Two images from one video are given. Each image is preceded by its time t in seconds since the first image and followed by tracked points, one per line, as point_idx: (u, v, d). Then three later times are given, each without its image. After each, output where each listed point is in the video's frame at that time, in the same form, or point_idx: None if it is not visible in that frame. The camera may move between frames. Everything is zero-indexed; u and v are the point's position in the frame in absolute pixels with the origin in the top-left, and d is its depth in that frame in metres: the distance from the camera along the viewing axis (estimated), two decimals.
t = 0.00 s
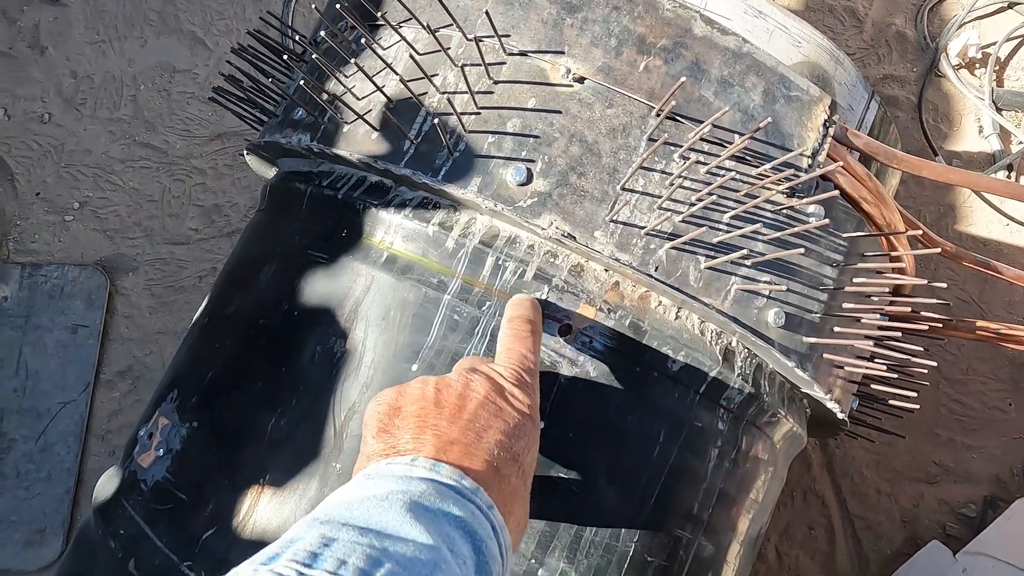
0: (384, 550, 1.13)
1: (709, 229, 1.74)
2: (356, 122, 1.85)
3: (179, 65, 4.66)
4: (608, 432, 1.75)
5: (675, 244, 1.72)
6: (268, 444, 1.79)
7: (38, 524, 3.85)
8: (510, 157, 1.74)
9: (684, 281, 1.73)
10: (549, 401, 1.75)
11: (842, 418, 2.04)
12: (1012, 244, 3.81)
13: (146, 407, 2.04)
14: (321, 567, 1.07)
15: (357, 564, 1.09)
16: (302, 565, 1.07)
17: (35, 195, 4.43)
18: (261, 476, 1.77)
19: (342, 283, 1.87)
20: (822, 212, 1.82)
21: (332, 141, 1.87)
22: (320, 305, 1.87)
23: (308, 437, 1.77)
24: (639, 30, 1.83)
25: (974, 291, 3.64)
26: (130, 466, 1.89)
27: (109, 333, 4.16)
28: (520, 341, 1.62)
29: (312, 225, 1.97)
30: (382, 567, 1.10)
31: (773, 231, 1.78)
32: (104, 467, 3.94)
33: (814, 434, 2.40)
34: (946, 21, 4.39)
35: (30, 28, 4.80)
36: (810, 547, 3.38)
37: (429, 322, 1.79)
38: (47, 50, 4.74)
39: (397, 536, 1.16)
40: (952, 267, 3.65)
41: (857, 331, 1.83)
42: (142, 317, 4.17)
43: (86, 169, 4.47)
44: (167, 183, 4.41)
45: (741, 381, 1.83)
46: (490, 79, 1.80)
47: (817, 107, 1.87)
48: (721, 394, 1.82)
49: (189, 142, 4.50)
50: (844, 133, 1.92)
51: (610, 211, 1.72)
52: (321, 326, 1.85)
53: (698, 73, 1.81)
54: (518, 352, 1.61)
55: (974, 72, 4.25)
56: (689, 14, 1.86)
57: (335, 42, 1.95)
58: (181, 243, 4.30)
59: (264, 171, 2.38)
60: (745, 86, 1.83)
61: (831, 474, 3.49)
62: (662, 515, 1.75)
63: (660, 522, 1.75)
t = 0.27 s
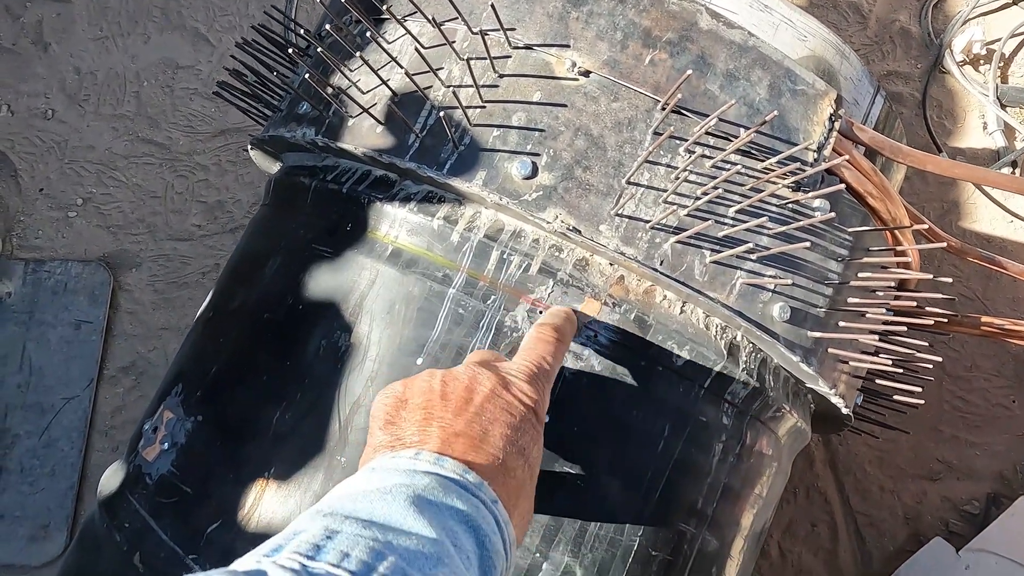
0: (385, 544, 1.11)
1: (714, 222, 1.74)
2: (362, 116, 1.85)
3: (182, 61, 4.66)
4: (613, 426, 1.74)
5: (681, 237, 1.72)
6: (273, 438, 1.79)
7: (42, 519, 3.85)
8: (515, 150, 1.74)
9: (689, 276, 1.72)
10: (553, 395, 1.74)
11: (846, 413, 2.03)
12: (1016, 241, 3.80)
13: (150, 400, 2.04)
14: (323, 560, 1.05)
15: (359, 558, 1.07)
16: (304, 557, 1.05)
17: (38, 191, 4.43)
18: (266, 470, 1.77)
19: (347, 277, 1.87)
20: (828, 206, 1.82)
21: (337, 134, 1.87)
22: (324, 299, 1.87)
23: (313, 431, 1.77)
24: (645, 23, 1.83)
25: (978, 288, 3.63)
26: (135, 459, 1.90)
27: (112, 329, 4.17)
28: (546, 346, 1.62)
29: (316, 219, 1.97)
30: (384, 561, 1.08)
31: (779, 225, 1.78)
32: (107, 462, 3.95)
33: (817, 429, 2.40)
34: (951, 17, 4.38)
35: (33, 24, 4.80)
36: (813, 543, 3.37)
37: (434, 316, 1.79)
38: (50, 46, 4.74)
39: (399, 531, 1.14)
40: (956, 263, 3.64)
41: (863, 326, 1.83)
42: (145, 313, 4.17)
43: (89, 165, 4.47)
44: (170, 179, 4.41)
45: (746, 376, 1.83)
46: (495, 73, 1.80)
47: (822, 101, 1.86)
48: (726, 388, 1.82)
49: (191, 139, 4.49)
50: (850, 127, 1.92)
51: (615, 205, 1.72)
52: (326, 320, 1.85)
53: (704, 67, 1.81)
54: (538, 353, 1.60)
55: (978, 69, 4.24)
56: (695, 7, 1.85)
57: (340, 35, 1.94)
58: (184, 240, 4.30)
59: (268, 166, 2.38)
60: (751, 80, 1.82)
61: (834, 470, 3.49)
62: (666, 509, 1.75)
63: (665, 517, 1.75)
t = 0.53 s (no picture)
0: (373, 540, 1.12)
1: (719, 217, 1.75)
2: (367, 111, 1.86)
3: (186, 58, 4.66)
4: (617, 420, 1.75)
5: (685, 232, 1.73)
6: (279, 431, 1.80)
7: (46, 514, 3.86)
8: (520, 145, 1.75)
9: (693, 270, 1.73)
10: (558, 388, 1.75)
11: (849, 408, 2.04)
12: (1019, 239, 3.80)
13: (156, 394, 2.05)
14: (312, 557, 1.07)
15: (348, 553, 1.09)
16: (294, 556, 1.08)
17: (42, 188, 4.44)
18: (271, 463, 1.78)
19: (352, 271, 1.88)
20: (832, 201, 1.82)
21: (342, 129, 1.87)
22: (330, 293, 1.88)
23: (318, 424, 1.78)
24: (649, 18, 1.83)
25: (981, 285, 3.63)
26: (141, 453, 1.90)
27: (116, 325, 4.17)
28: (521, 334, 1.60)
29: (321, 214, 1.98)
30: (373, 556, 1.10)
31: (783, 220, 1.78)
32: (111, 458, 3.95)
33: (821, 426, 2.40)
34: (954, 15, 4.38)
35: (37, 21, 4.81)
36: (815, 540, 3.38)
37: (439, 310, 1.80)
38: (54, 43, 4.75)
39: (387, 525, 1.15)
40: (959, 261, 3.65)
41: (867, 321, 1.83)
42: (149, 310, 4.18)
43: (93, 161, 4.48)
44: (174, 175, 4.42)
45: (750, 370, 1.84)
46: (500, 68, 1.80)
47: (827, 97, 1.86)
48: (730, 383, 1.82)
49: (195, 135, 4.50)
50: (854, 123, 1.92)
51: (620, 200, 1.73)
52: (331, 314, 1.86)
53: (708, 62, 1.81)
54: (516, 342, 1.59)
55: (982, 67, 4.24)
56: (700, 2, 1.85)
57: (346, 31, 1.95)
58: (188, 236, 4.30)
59: (272, 161, 2.38)
60: (755, 75, 1.83)
61: (836, 467, 3.49)
62: (670, 503, 1.76)
63: (669, 510, 1.76)
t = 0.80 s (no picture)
0: (374, 513, 1.10)
1: (724, 213, 1.76)
2: (374, 107, 1.88)
3: (190, 57, 4.66)
4: (623, 414, 1.77)
5: (690, 228, 1.74)
6: (287, 425, 1.81)
7: (51, 510, 3.87)
8: (527, 141, 1.77)
9: (698, 266, 1.75)
10: (564, 383, 1.77)
11: (852, 404, 2.05)
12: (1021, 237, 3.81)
13: (165, 389, 2.06)
14: (312, 530, 1.05)
15: (349, 526, 1.07)
16: (292, 528, 1.06)
17: (47, 185, 4.44)
18: (279, 457, 1.80)
19: (360, 267, 1.89)
20: (836, 198, 1.84)
21: (350, 126, 1.89)
22: (337, 288, 1.89)
23: (326, 418, 1.80)
24: (655, 16, 1.85)
25: (983, 283, 3.64)
26: (150, 447, 1.92)
27: (120, 322, 4.18)
28: (522, 324, 1.63)
29: (328, 211, 2.00)
30: (374, 529, 1.08)
31: (787, 217, 1.80)
32: (116, 454, 3.95)
33: (824, 421, 2.42)
34: (956, 14, 4.39)
35: (41, 19, 4.83)
36: (817, 536, 3.39)
37: (446, 305, 1.81)
38: (58, 41, 4.76)
39: (388, 499, 1.13)
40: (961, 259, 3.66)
41: (870, 317, 1.84)
42: (152, 307, 4.18)
43: (97, 159, 4.49)
44: (178, 173, 4.42)
45: (754, 365, 1.85)
46: (507, 65, 1.82)
47: (831, 94, 1.88)
48: (734, 378, 1.84)
49: (199, 133, 4.50)
50: (858, 120, 1.94)
51: (625, 196, 1.74)
52: (338, 309, 1.87)
53: (713, 59, 1.83)
54: (516, 332, 1.61)
55: (984, 65, 4.25)
56: None
57: (354, 28, 1.97)
58: (191, 234, 4.30)
59: (279, 159, 2.39)
60: (760, 73, 1.84)
61: (838, 464, 3.51)
62: (674, 497, 1.78)
63: (673, 504, 1.77)
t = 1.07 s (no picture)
0: (400, 456, 1.12)
1: (733, 205, 1.78)
2: (388, 100, 1.90)
3: (196, 53, 4.59)
4: (633, 403, 1.79)
5: (701, 219, 1.77)
6: (301, 414, 1.84)
7: (60, 504, 3.82)
8: (539, 133, 1.79)
9: (708, 256, 1.77)
10: (575, 372, 1.79)
11: (859, 395, 2.07)
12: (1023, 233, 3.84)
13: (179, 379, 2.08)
14: (337, 474, 1.06)
15: (375, 469, 1.09)
16: (317, 473, 1.07)
17: (55, 182, 4.37)
18: (294, 445, 1.82)
19: (373, 258, 1.92)
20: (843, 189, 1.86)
21: (363, 118, 1.92)
22: (351, 279, 1.92)
23: (340, 407, 1.82)
24: (665, 10, 1.87)
25: (986, 278, 3.66)
26: (165, 436, 1.94)
27: (128, 317, 4.12)
28: (537, 305, 1.67)
29: (342, 202, 2.02)
30: (400, 471, 1.10)
31: (796, 208, 1.82)
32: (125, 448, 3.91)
33: (829, 413, 2.44)
34: (958, 12, 4.41)
35: (47, 15, 4.74)
36: (822, 530, 3.41)
37: (459, 295, 1.84)
38: (65, 38, 4.67)
39: (414, 443, 1.15)
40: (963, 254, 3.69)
41: (877, 308, 1.87)
42: (160, 302, 4.12)
43: (104, 156, 4.41)
44: (185, 170, 4.36)
45: (763, 355, 1.87)
46: (519, 58, 1.85)
47: (839, 87, 1.90)
48: (743, 368, 1.86)
49: (206, 130, 4.44)
50: (865, 113, 1.96)
51: (637, 186, 1.77)
52: (352, 299, 1.89)
53: (723, 53, 1.85)
54: (532, 312, 1.65)
55: (986, 63, 4.27)
56: None
57: (367, 22, 1.99)
58: (199, 230, 4.25)
59: (290, 154, 2.39)
60: (769, 66, 1.86)
61: (842, 458, 3.53)
62: (684, 484, 1.80)
63: (683, 491, 1.80)
